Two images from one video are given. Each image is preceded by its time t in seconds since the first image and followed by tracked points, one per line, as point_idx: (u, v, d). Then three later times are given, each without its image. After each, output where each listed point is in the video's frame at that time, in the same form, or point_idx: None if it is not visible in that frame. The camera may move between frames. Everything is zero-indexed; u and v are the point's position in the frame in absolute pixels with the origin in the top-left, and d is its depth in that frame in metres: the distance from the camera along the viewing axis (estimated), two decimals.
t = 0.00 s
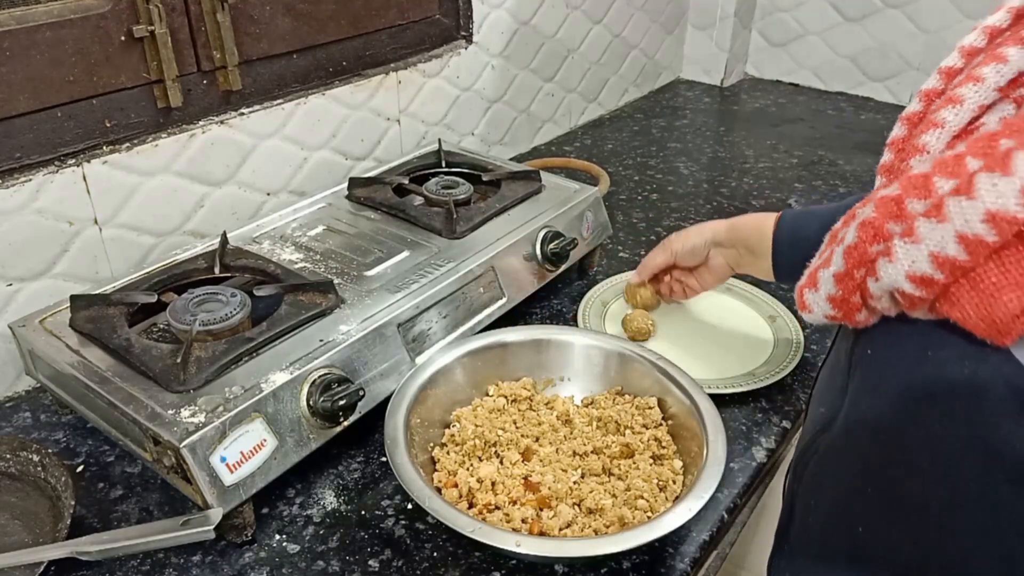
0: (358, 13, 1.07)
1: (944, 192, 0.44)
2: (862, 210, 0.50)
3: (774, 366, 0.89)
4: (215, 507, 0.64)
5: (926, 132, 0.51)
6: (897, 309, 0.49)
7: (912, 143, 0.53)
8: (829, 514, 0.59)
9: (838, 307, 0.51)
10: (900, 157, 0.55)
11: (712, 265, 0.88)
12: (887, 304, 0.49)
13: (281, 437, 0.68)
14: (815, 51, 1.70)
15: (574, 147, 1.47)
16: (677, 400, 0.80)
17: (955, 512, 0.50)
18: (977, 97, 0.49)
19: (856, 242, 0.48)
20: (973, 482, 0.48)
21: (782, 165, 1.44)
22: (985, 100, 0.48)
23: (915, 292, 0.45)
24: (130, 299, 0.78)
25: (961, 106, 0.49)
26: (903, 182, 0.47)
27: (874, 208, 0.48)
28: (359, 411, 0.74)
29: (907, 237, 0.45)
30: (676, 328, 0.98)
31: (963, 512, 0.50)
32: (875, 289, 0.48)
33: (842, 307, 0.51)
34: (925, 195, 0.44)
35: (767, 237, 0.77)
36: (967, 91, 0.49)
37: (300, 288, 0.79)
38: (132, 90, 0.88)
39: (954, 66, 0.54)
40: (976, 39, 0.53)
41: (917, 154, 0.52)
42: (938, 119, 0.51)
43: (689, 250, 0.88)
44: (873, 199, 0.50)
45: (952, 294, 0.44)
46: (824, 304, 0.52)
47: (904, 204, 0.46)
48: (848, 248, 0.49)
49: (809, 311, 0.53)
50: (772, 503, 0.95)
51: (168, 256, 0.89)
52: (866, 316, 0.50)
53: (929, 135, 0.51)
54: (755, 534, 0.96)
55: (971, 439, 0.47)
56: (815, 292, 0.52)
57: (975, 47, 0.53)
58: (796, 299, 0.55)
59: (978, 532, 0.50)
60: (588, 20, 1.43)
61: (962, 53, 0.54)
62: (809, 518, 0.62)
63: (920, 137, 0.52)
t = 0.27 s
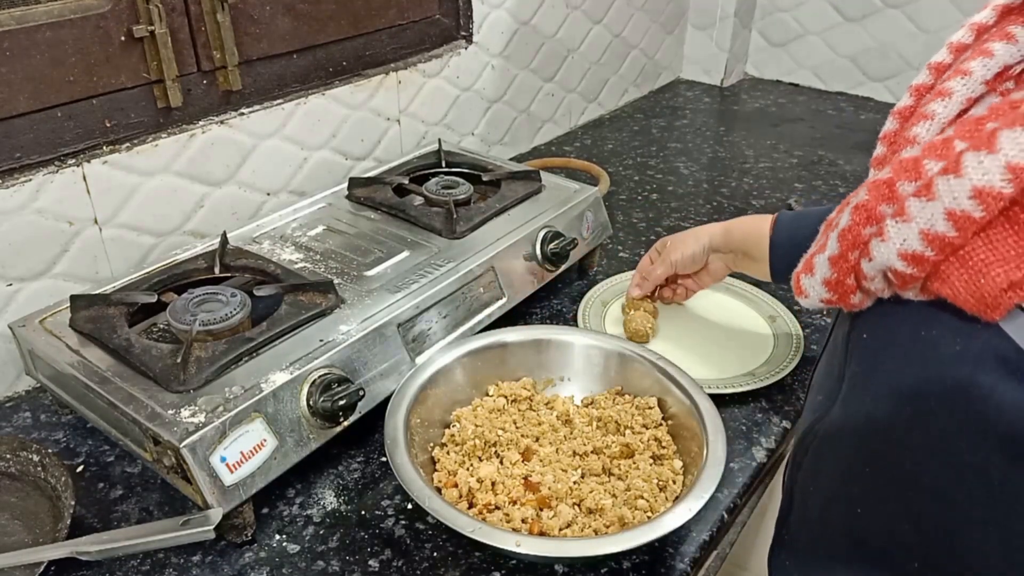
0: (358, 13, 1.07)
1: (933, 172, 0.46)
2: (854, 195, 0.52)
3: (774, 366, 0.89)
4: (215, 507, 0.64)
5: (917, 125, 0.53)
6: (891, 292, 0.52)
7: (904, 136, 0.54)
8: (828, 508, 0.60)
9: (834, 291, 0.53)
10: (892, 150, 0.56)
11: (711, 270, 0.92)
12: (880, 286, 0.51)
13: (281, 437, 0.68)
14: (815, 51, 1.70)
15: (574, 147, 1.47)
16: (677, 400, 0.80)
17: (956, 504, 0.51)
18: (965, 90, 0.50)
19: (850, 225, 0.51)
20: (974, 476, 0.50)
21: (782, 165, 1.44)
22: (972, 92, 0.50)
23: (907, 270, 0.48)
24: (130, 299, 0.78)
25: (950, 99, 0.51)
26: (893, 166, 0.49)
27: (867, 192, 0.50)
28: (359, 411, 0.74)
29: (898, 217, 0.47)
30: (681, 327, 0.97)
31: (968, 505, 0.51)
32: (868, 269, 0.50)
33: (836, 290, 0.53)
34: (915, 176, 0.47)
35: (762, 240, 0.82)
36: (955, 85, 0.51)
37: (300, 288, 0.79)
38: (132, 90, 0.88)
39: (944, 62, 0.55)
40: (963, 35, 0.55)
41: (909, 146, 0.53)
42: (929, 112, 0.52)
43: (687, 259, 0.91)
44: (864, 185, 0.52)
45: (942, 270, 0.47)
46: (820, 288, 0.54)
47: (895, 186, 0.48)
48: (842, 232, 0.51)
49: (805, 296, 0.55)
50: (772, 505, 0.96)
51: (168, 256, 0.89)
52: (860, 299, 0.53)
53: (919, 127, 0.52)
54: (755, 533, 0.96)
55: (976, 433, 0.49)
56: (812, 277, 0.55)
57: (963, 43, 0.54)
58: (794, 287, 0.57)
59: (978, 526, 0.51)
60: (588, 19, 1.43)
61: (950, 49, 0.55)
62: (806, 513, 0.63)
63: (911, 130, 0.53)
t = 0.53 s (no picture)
0: (358, 13, 1.07)
1: (937, 164, 0.46)
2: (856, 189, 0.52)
3: (774, 366, 0.89)
4: (215, 507, 0.64)
5: (912, 120, 0.53)
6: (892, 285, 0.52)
7: (898, 131, 0.54)
8: (831, 504, 0.60)
9: (836, 287, 0.53)
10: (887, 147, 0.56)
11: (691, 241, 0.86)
12: (881, 280, 0.51)
13: (281, 437, 0.68)
14: (815, 51, 1.70)
15: (574, 147, 1.47)
16: (676, 400, 0.80)
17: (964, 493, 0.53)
18: (960, 84, 0.51)
19: (852, 219, 0.50)
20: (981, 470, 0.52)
21: (782, 165, 1.44)
22: (967, 87, 0.50)
23: (911, 263, 0.48)
24: (130, 299, 0.78)
25: (945, 94, 0.51)
26: (895, 160, 0.50)
27: (870, 185, 0.50)
28: (359, 411, 0.74)
29: (901, 209, 0.47)
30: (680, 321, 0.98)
31: (974, 501, 0.53)
32: (870, 263, 0.50)
33: (838, 284, 0.53)
34: (919, 169, 0.47)
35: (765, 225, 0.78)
36: (950, 79, 0.51)
37: (300, 288, 0.79)
38: (132, 90, 0.88)
39: (937, 58, 0.55)
40: (957, 31, 0.55)
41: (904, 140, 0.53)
42: (922, 107, 0.52)
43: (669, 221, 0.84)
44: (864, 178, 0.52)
45: (946, 262, 0.47)
46: (821, 282, 0.54)
47: (899, 179, 0.48)
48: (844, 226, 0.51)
49: (805, 291, 0.55)
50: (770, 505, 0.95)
51: (168, 257, 0.89)
52: (861, 292, 0.52)
53: (914, 122, 0.52)
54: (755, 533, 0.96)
55: (987, 434, 0.50)
56: (812, 272, 0.54)
57: (957, 39, 0.54)
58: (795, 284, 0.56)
59: (982, 518, 0.53)
60: (588, 19, 1.43)
61: (943, 45, 0.55)
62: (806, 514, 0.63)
63: (905, 125, 0.53)
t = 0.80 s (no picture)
0: (358, 13, 1.07)
1: (953, 182, 0.43)
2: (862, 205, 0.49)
3: (774, 366, 0.89)
4: (215, 507, 0.64)
5: (911, 128, 0.53)
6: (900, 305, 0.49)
7: (897, 139, 0.54)
8: (836, 511, 0.59)
9: (842, 306, 0.50)
10: (886, 154, 0.55)
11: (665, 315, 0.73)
12: (890, 299, 0.48)
13: (281, 437, 0.68)
14: (815, 51, 1.70)
15: (574, 147, 1.47)
16: (677, 400, 0.80)
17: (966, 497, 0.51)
18: (960, 92, 0.50)
19: (861, 238, 0.47)
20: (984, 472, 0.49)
21: (781, 165, 1.44)
22: (968, 95, 0.50)
23: (925, 285, 0.45)
24: (130, 299, 0.78)
25: (945, 102, 0.51)
26: (904, 176, 0.46)
27: (879, 203, 0.47)
28: (359, 411, 0.74)
29: (915, 229, 0.44)
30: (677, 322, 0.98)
31: (980, 510, 0.50)
32: (881, 283, 0.47)
33: (845, 304, 0.50)
34: (932, 187, 0.44)
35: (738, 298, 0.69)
36: (950, 87, 0.50)
37: (300, 288, 0.79)
38: (132, 90, 0.88)
39: (936, 62, 0.54)
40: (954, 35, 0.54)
41: (904, 149, 0.53)
42: (922, 116, 0.52)
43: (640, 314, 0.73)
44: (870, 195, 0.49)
45: (961, 286, 0.44)
46: (826, 302, 0.51)
47: (910, 197, 0.45)
48: (852, 245, 0.48)
49: (808, 310, 0.52)
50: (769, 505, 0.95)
51: (168, 257, 0.89)
52: (868, 313, 0.50)
53: (913, 131, 0.52)
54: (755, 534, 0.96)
55: (989, 436, 0.48)
56: (816, 290, 0.51)
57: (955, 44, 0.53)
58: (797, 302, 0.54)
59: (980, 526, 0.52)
60: (588, 20, 1.43)
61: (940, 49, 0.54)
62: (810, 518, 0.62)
63: (905, 133, 0.53)
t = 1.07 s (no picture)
0: (358, 13, 1.07)
1: (975, 225, 0.43)
2: (870, 241, 0.49)
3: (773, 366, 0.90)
4: (215, 507, 0.64)
5: (914, 146, 0.53)
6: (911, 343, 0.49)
7: (898, 156, 0.55)
8: (831, 514, 0.59)
9: (851, 344, 0.51)
10: (886, 170, 0.56)
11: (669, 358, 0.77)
12: (901, 338, 0.49)
13: (281, 437, 0.68)
14: (815, 51, 1.70)
15: (574, 147, 1.47)
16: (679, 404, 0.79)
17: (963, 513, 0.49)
18: (964, 108, 0.51)
19: (873, 278, 0.48)
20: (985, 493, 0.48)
21: (781, 165, 1.44)
22: (972, 109, 0.51)
23: (944, 329, 0.46)
24: (130, 299, 0.78)
25: (949, 117, 0.52)
26: (916, 212, 0.47)
27: (891, 240, 0.47)
28: (359, 411, 0.74)
29: (936, 274, 0.45)
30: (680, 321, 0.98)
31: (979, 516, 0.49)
32: (895, 323, 0.48)
33: (854, 342, 0.50)
34: (951, 227, 0.44)
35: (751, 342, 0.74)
36: (954, 102, 0.52)
37: (300, 288, 0.79)
38: (132, 90, 0.88)
39: (937, 73, 0.56)
40: (954, 44, 0.56)
41: (906, 168, 0.54)
42: (926, 132, 0.53)
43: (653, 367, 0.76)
44: (878, 228, 0.49)
45: (983, 330, 0.45)
46: (833, 339, 0.51)
47: (926, 236, 0.45)
48: (862, 283, 0.48)
49: (813, 346, 0.53)
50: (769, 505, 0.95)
51: (169, 257, 0.89)
52: (877, 350, 0.50)
53: (917, 150, 0.53)
54: (757, 535, 0.96)
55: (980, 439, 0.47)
56: (821, 327, 0.52)
57: (956, 52, 0.56)
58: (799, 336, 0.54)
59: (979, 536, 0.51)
60: (587, 19, 1.43)
61: (942, 59, 0.57)
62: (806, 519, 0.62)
63: (906, 151, 0.54)
